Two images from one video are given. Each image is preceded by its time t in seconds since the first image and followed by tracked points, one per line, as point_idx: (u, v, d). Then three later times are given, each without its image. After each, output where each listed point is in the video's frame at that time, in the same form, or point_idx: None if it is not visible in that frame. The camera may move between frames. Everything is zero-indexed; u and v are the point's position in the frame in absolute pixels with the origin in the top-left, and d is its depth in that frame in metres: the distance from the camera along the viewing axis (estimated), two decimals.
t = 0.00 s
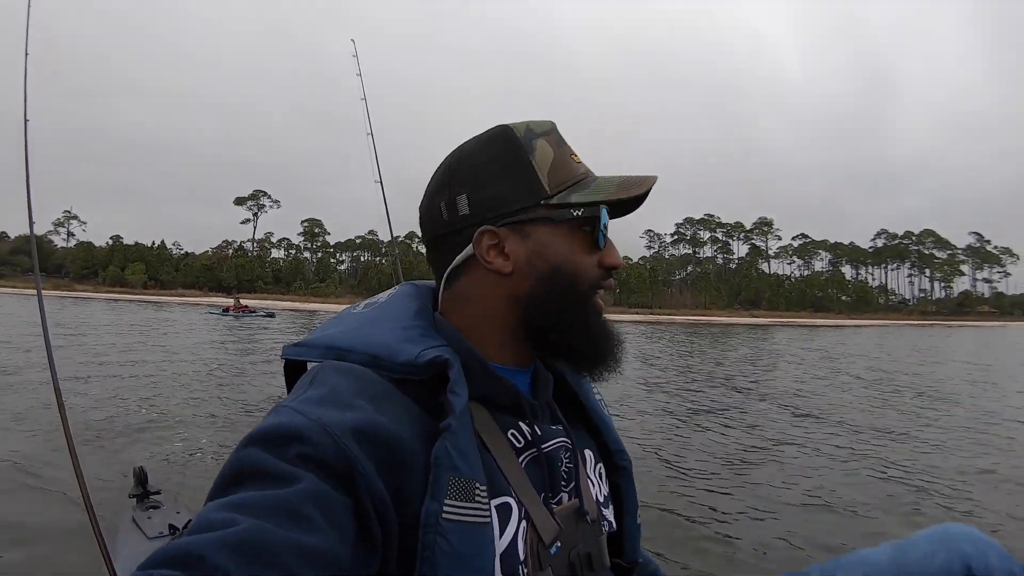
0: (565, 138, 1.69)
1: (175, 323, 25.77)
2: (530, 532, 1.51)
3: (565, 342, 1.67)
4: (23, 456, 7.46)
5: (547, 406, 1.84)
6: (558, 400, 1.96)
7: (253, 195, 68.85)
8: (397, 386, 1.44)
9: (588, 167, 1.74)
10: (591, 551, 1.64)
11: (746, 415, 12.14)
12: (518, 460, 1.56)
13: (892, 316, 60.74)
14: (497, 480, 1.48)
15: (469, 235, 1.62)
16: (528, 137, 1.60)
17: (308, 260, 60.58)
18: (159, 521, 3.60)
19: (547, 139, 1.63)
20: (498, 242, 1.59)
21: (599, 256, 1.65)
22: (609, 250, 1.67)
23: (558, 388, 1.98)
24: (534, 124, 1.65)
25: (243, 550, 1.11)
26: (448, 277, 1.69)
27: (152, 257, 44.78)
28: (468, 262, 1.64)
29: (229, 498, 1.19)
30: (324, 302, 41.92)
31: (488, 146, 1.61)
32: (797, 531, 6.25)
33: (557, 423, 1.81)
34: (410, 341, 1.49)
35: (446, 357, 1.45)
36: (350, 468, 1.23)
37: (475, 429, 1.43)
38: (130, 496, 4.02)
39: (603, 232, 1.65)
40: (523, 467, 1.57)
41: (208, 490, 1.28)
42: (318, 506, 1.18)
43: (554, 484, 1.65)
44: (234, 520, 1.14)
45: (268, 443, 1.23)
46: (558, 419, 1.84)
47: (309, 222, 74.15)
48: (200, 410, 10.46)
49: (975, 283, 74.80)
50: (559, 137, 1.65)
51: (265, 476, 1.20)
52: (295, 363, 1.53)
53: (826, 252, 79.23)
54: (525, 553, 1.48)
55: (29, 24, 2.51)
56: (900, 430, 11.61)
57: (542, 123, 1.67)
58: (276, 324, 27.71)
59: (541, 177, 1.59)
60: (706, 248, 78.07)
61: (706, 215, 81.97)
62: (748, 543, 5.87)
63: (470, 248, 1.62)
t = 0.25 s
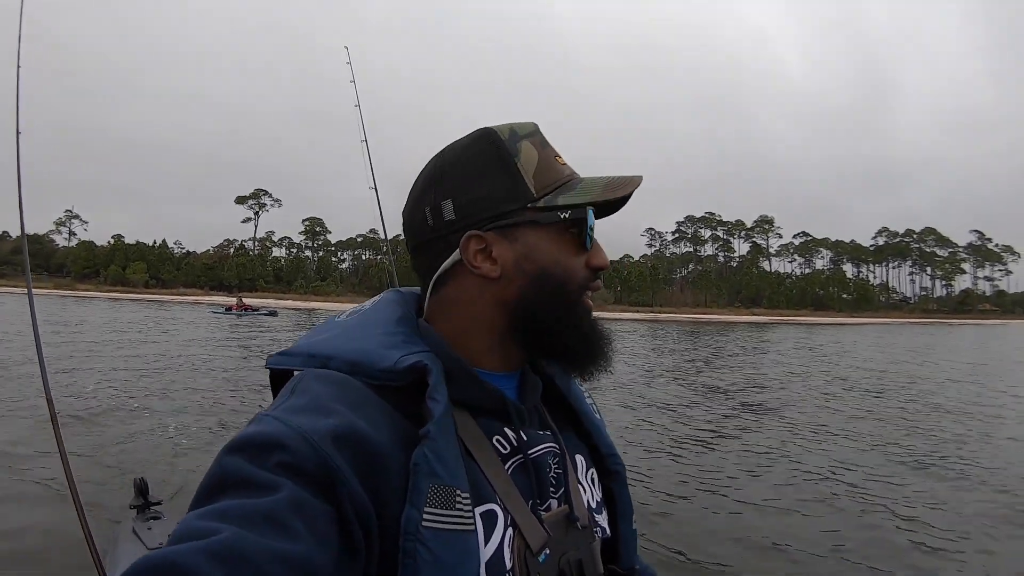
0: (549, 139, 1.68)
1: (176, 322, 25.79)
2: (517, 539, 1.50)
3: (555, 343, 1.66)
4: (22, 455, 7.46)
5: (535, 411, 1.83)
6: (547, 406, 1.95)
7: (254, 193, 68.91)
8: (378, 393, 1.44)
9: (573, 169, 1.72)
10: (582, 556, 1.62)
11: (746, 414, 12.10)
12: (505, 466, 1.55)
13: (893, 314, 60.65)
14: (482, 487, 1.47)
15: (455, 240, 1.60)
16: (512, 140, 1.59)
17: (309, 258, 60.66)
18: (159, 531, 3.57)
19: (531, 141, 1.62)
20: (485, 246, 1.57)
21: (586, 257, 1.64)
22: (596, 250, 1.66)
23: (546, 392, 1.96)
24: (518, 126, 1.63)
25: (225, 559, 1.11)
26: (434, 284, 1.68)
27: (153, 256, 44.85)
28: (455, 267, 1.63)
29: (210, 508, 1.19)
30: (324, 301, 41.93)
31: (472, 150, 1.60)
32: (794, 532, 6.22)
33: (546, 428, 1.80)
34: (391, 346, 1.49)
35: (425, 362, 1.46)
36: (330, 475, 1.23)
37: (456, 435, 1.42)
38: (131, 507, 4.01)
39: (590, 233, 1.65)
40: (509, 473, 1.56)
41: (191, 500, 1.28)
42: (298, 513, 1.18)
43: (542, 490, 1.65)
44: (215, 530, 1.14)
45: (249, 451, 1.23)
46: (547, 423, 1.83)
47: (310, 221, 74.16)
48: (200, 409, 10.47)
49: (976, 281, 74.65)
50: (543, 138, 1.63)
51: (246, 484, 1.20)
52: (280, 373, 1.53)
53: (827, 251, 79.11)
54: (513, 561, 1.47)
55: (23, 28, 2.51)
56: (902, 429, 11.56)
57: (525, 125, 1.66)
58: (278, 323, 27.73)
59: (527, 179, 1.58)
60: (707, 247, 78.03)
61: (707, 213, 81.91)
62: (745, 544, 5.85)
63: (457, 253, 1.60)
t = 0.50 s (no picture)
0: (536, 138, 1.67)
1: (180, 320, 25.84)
2: (519, 534, 1.48)
3: (547, 341, 1.64)
4: (27, 453, 7.47)
5: (536, 406, 1.81)
6: (547, 399, 1.92)
7: (257, 191, 69.09)
8: (370, 392, 1.43)
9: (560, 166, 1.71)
10: (587, 552, 1.59)
11: (750, 411, 12.03)
12: (504, 462, 1.52)
13: (897, 311, 60.45)
14: (478, 483, 1.45)
15: (445, 242, 1.59)
16: (498, 141, 1.58)
17: (312, 256, 60.75)
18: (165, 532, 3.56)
19: (517, 141, 1.61)
20: (475, 247, 1.56)
21: (574, 254, 1.63)
22: (584, 247, 1.64)
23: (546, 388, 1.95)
24: (503, 127, 1.63)
25: (218, 562, 1.09)
26: (425, 287, 1.66)
27: (158, 253, 45.01)
28: (446, 269, 1.61)
29: (203, 514, 1.17)
30: (327, 298, 41.97)
31: (460, 151, 1.59)
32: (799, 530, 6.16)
33: (547, 423, 1.78)
34: (380, 347, 1.49)
35: (415, 358, 1.45)
36: (321, 475, 1.21)
37: (450, 430, 1.41)
38: (139, 507, 4.00)
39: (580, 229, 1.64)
40: (509, 468, 1.54)
41: (186, 506, 1.27)
42: (290, 515, 1.17)
43: (543, 486, 1.62)
44: (208, 534, 1.13)
45: (241, 453, 1.22)
46: (548, 418, 1.81)
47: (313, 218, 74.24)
48: (206, 406, 10.48)
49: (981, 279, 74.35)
50: (529, 138, 1.63)
51: (238, 488, 1.19)
52: (275, 380, 1.52)
53: (831, 248, 78.85)
54: (515, 558, 1.44)
55: (22, 27, 2.50)
56: (907, 428, 11.47)
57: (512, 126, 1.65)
58: (282, 320, 27.78)
59: (515, 179, 1.57)
60: (710, 244, 77.88)
61: (710, 211, 81.73)
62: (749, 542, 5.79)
63: (447, 255, 1.58)
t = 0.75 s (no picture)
0: (537, 130, 1.63)
1: (184, 314, 25.92)
2: (537, 533, 1.46)
3: (548, 337, 1.60)
4: (33, 447, 7.48)
5: (553, 405, 1.80)
6: (563, 397, 1.91)
7: (260, 186, 69.13)
8: (387, 391, 1.41)
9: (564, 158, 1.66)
10: (602, 552, 1.58)
11: (754, 411, 11.97)
12: (521, 460, 1.51)
13: (899, 310, 60.36)
14: (497, 481, 1.44)
15: (442, 239, 1.61)
16: (492, 136, 1.57)
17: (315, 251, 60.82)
18: (173, 518, 3.56)
19: (515, 134, 1.58)
20: (470, 244, 1.57)
21: (574, 247, 1.58)
22: (584, 239, 1.59)
23: (561, 385, 1.94)
24: (501, 122, 1.61)
25: (234, 562, 1.08)
26: (428, 284, 1.70)
27: (161, 248, 45.07)
28: (446, 268, 1.64)
29: (220, 511, 1.16)
30: (330, 293, 42.05)
31: (457, 149, 1.59)
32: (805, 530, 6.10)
33: (564, 421, 1.77)
34: (395, 344, 1.47)
35: (431, 356, 1.44)
36: (339, 474, 1.20)
37: (468, 428, 1.39)
38: (146, 492, 4.00)
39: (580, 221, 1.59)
40: (527, 466, 1.53)
41: (202, 503, 1.25)
42: (307, 513, 1.15)
43: (560, 484, 1.60)
44: (225, 532, 1.11)
45: (258, 452, 1.21)
46: (564, 416, 1.80)
47: (315, 214, 74.33)
48: (211, 400, 10.51)
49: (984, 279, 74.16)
50: (529, 131, 1.60)
51: (256, 486, 1.17)
52: (292, 377, 1.51)
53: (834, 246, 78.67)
54: (533, 557, 1.43)
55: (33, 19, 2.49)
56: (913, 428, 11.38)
57: (511, 120, 1.63)
58: (284, 315, 27.82)
59: (508, 173, 1.55)
60: (713, 242, 77.76)
61: (713, 209, 81.57)
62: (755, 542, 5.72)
63: (445, 253, 1.60)
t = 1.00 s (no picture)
0: (540, 120, 1.62)
1: (183, 312, 25.92)
2: (542, 526, 1.47)
3: (543, 332, 1.60)
4: (34, 444, 7.49)
5: (558, 399, 1.81)
6: (569, 390, 1.93)
7: (259, 184, 69.10)
8: (392, 383, 1.42)
9: (568, 149, 1.64)
10: (607, 545, 1.59)
11: (755, 411, 11.96)
12: (527, 453, 1.53)
13: (897, 312, 60.43)
14: (503, 474, 1.45)
15: (440, 232, 1.66)
16: (492, 129, 1.58)
17: (314, 250, 60.80)
18: (176, 512, 3.57)
19: (516, 125, 1.59)
20: (467, 236, 1.61)
21: (572, 241, 1.58)
22: (584, 233, 1.58)
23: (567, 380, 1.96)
24: (504, 113, 1.61)
25: (241, 550, 1.08)
26: (433, 277, 1.75)
27: (160, 246, 45.06)
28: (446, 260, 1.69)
29: (227, 500, 1.17)
30: (328, 292, 42.07)
31: (457, 143, 1.63)
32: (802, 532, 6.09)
33: (570, 415, 1.78)
34: (401, 337, 1.48)
35: (438, 349, 1.44)
36: (346, 465, 1.21)
37: (475, 422, 1.40)
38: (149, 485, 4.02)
39: (576, 214, 1.57)
40: (532, 460, 1.54)
41: (208, 493, 1.26)
42: (314, 503, 1.16)
43: (566, 477, 1.62)
44: (231, 520, 1.12)
45: (265, 442, 1.21)
46: (571, 410, 1.82)
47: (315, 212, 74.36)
48: (211, 397, 10.53)
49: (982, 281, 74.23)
50: (532, 122, 1.59)
51: (262, 475, 1.18)
52: (298, 367, 1.52)
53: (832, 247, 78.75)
54: (538, 549, 1.43)
55: (43, 15, 2.50)
56: (912, 430, 11.37)
57: (516, 110, 1.63)
58: (284, 313, 27.84)
59: (504, 166, 1.56)
60: (712, 242, 77.84)
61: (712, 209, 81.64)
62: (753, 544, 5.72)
63: (443, 246, 1.65)
